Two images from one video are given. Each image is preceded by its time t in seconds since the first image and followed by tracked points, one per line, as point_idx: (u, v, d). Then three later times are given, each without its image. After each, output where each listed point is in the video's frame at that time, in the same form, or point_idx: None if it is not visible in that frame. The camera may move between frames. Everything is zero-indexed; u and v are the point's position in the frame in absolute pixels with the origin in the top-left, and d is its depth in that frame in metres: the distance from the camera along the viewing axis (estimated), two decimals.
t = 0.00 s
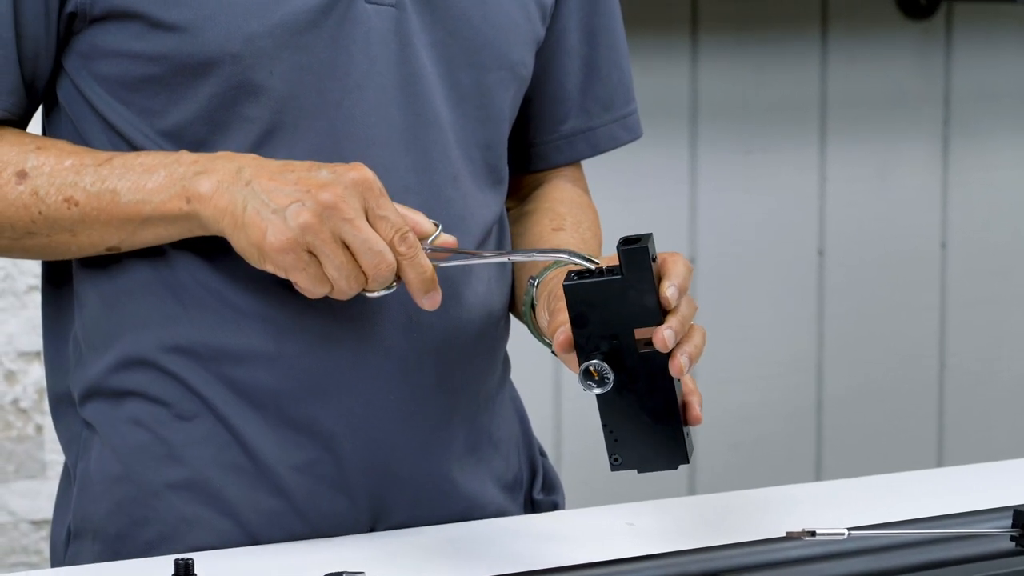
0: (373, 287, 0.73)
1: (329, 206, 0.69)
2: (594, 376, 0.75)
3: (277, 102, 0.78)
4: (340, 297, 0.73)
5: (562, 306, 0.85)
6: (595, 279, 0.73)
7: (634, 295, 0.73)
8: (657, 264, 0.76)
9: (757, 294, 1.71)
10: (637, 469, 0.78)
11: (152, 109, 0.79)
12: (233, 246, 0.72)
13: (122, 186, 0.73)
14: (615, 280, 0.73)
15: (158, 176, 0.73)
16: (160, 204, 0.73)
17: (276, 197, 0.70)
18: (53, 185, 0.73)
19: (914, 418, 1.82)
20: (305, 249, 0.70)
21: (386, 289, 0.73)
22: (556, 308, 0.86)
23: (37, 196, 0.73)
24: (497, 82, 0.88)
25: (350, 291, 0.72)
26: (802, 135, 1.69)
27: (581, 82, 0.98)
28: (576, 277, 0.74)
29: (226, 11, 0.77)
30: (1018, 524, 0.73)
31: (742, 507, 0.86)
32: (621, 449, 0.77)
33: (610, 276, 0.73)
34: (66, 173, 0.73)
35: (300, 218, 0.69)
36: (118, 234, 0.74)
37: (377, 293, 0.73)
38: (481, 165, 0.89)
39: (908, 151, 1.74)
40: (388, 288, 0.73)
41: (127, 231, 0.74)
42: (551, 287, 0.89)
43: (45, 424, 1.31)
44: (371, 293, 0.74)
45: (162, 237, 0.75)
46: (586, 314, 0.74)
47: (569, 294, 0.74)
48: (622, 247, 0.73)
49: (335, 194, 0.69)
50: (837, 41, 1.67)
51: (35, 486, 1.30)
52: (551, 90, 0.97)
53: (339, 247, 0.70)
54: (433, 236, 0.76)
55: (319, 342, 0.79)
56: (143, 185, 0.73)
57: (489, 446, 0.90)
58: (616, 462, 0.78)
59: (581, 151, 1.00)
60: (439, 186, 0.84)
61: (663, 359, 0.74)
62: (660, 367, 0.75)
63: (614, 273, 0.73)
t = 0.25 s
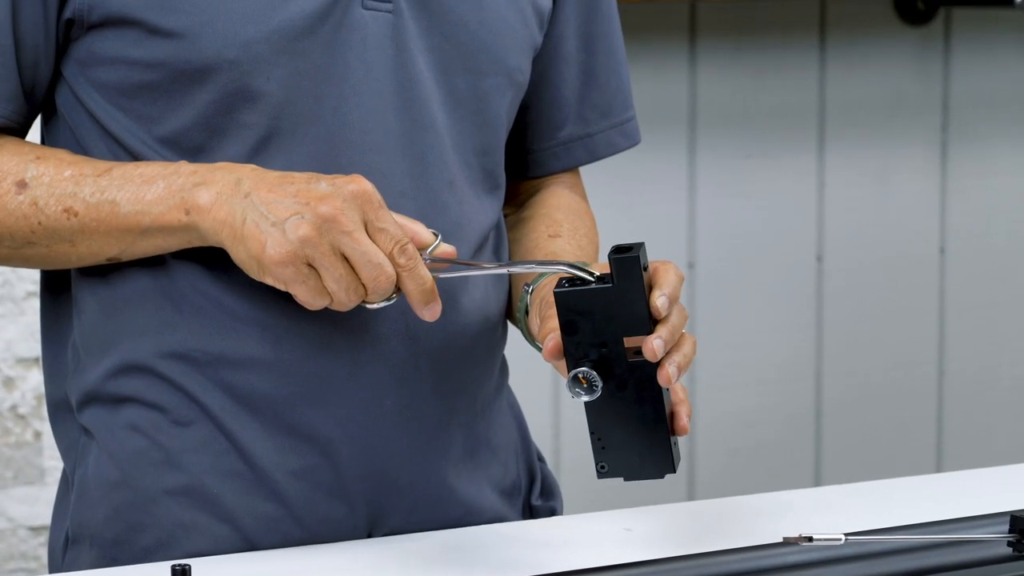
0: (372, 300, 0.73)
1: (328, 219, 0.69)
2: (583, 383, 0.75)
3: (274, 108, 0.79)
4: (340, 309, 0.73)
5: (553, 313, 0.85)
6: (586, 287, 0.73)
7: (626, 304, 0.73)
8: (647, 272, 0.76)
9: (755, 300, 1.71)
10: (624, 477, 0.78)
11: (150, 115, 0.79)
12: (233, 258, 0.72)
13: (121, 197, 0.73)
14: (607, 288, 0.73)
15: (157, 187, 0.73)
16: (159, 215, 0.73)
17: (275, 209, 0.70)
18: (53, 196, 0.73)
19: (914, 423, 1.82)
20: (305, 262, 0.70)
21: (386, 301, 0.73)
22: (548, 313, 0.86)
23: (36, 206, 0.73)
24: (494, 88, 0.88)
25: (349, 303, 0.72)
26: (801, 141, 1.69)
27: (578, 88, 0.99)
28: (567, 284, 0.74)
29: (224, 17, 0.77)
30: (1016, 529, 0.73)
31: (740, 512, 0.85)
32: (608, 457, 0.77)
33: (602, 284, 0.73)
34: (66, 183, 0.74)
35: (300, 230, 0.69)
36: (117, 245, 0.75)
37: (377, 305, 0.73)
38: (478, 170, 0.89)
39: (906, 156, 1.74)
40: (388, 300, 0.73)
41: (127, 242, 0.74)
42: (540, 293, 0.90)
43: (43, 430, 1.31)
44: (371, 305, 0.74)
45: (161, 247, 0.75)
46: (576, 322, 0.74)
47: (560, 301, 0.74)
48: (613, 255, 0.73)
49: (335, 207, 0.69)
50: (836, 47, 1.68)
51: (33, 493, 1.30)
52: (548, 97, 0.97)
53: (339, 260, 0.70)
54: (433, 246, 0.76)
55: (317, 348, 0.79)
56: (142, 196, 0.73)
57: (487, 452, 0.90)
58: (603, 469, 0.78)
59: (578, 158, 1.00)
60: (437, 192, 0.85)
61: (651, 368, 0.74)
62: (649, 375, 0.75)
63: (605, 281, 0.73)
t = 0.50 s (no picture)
0: (373, 301, 0.73)
1: (328, 221, 0.69)
2: (581, 383, 0.75)
3: (273, 107, 0.78)
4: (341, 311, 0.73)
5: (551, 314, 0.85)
6: (583, 287, 0.73)
7: (624, 304, 0.73)
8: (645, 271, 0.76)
9: (755, 300, 1.71)
10: (624, 477, 0.78)
11: (149, 115, 0.79)
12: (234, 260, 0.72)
13: (121, 199, 0.73)
14: (604, 288, 0.73)
15: (156, 189, 0.73)
16: (159, 217, 0.73)
17: (275, 211, 0.70)
18: (52, 198, 0.73)
19: (914, 424, 1.81)
20: (305, 264, 0.70)
21: (386, 303, 0.73)
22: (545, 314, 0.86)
23: (35, 208, 0.73)
24: (494, 88, 0.88)
25: (350, 304, 0.72)
26: (801, 142, 1.69)
27: (578, 88, 0.99)
28: (565, 285, 0.75)
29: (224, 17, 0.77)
30: (1017, 530, 0.73)
31: (739, 513, 0.85)
32: (608, 457, 0.77)
33: (599, 284, 0.73)
34: (65, 186, 0.74)
35: (300, 232, 0.69)
36: (117, 247, 0.74)
37: (377, 306, 0.73)
38: (478, 171, 0.89)
39: (907, 157, 1.74)
40: (388, 302, 0.73)
41: (126, 245, 0.74)
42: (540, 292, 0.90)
43: (43, 431, 1.31)
44: (372, 307, 0.74)
45: (160, 249, 0.75)
46: (574, 322, 0.74)
47: (557, 301, 0.74)
48: (610, 255, 0.73)
49: (335, 209, 0.69)
50: (836, 48, 1.68)
51: (33, 494, 1.30)
52: (548, 98, 0.97)
53: (339, 261, 0.70)
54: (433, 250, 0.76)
55: (316, 349, 0.79)
56: (142, 198, 0.73)
57: (487, 453, 0.90)
58: (603, 469, 0.78)
59: (579, 158, 1.00)
60: (436, 192, 0.85)
61: (650, 367, 0.74)
62: (648, 375, 0.75)
63: (602, 281, 0.73)
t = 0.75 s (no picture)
0: (367, 292, 0.73)
1: (325, 212, 0.69)
2: (583, 397, 0.74)
3: (272, 106, 0.78)
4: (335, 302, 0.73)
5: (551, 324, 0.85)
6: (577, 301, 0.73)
7: (618, 314, 0.73)
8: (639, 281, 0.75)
9: (754, 298, 1.71)
10: (635, 484, 0.78)
11: (148, 113, 0.79)
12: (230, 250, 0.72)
13: (118, 192, 0.73)
14: (598, 300, 0.72)
15: (153, 182, 0.73)
16: (156, 210, 0.73)
17: (272, 202, 0.70)
18: (49, 192, 0.73)
19: (913, 422, 1.81)
20: (300, 255, 0.70)
21: (380, 294, 0.73)
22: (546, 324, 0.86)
23: (32, 202, 0.73)
24: (493, 87, 0.88)
25: (344, 295, 0.72)
26: (800, 140, 1.69)
27: (578, 87, 0.98)
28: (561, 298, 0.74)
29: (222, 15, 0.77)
30: (1017, 528, 0.73)
31: (740, 511, 0.85)
32: (617, 465, 0.78)
33: (593, 297, 0.73)
34: (62, 179, 0.73)
35: (296, 223, 0.69)
36: (114, 240, 0.74)
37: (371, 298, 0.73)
38: (477, 169, 0.89)
39: (906, 155, 1.74)
40: (382, 293, 0.73)
41: (123, 238, 0.74)
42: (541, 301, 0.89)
43: (42, 429, 1.30)
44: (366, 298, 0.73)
45: (157, 242, 0.75)
46: (572, 335, 0.74)
47: (553, 316, 0.74)
48: (602, 267, 0.72)
49: (332, 201, 0.69)
50: (835, 46, 1.68)
51: (33, 492, 1.30)
52: (546, 96, 0.97)
53: (334, 252, 0.70)
54: (427, 248, 0.75)
55: (317, 347, 0.79)
56: (139, 191, 0.73)
57: (487, 451, 0.90)
58: (614, 477, 0.78)
59: (578, 157, 1.00)
60: (436, 190, 0.85)
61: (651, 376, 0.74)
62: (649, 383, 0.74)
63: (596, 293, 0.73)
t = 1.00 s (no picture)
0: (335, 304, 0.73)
1: (298, 238, 0.68)
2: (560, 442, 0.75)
3: (270, 105, 0.78)
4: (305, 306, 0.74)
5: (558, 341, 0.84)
6: (526, 362, 0.72)
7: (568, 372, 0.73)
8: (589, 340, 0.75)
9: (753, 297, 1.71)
10: (640, 509, 0.79)
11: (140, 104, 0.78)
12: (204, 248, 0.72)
13: (96, 183, 0.71)
14: (543, 364, 0.72)
15: (132, 173, 0.71)
16: (136, 204, 0.71)
17: (247, 217, 0.68)
18: (26, 177, 0.71)
19: (912, 420, 1.81)
20: (271, 274, 0.70)
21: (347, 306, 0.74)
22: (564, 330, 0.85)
23: (10, 188, 0.71)
24: (490, 86, 0.88)
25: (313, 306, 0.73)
26: (800, 138, 1.69)
27: (585, 85, 0.98)
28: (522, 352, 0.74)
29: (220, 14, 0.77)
30: (1017, 525, 0.73)
31: (739, 509, 0.85)
32: (618, 495, 0.79)
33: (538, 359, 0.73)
34: (39, 164, 0.72)
35: (269, 246, 0.68)
36: (93, 229, 0.73)
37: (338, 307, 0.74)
38: (473, 167, 0.89)
39: (906, 153, 1.74)
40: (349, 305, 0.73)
41: (102, 227, 0.73)
42: (558, 311, 0.88)
43: (41, 427, 1.30)
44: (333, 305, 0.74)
45: (137, 231, 0.74)
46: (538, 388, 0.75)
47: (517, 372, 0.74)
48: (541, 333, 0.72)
49: (306, 224, 0.68)
50: (835, 43, 1.67)
51: (32, 490, 1.30)
52: (551, 93, 0.97)
53: (306, 272, 0.70)
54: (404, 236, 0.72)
55: (315, 343, 0.79)
56: (118, 182, 0.71)
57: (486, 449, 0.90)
58: (621, 503, 0.80)
59: (586, 155, 1.00)
60: (432, 188, 0.84)
61: (618, 428, 0.75)
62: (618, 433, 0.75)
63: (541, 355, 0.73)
